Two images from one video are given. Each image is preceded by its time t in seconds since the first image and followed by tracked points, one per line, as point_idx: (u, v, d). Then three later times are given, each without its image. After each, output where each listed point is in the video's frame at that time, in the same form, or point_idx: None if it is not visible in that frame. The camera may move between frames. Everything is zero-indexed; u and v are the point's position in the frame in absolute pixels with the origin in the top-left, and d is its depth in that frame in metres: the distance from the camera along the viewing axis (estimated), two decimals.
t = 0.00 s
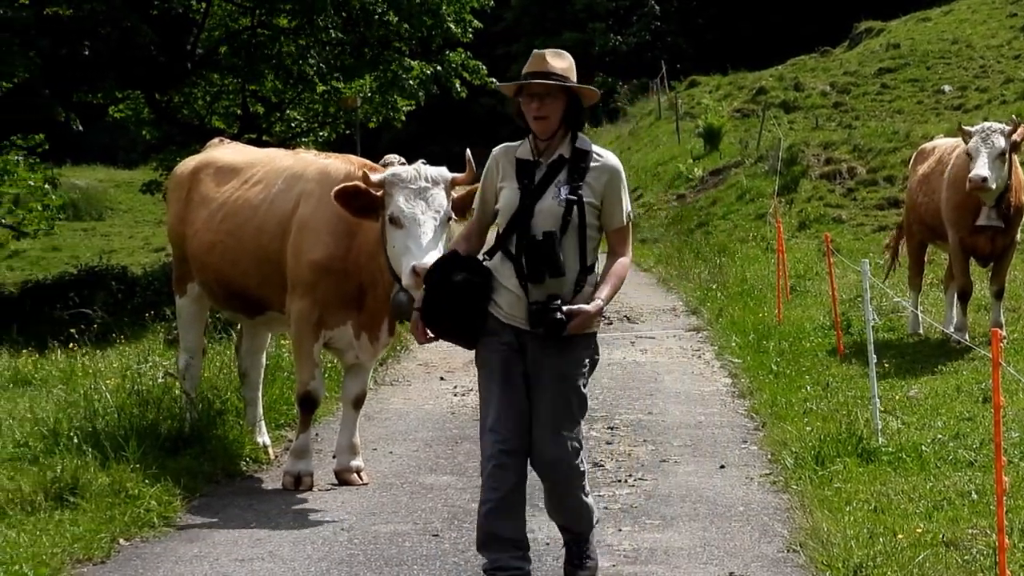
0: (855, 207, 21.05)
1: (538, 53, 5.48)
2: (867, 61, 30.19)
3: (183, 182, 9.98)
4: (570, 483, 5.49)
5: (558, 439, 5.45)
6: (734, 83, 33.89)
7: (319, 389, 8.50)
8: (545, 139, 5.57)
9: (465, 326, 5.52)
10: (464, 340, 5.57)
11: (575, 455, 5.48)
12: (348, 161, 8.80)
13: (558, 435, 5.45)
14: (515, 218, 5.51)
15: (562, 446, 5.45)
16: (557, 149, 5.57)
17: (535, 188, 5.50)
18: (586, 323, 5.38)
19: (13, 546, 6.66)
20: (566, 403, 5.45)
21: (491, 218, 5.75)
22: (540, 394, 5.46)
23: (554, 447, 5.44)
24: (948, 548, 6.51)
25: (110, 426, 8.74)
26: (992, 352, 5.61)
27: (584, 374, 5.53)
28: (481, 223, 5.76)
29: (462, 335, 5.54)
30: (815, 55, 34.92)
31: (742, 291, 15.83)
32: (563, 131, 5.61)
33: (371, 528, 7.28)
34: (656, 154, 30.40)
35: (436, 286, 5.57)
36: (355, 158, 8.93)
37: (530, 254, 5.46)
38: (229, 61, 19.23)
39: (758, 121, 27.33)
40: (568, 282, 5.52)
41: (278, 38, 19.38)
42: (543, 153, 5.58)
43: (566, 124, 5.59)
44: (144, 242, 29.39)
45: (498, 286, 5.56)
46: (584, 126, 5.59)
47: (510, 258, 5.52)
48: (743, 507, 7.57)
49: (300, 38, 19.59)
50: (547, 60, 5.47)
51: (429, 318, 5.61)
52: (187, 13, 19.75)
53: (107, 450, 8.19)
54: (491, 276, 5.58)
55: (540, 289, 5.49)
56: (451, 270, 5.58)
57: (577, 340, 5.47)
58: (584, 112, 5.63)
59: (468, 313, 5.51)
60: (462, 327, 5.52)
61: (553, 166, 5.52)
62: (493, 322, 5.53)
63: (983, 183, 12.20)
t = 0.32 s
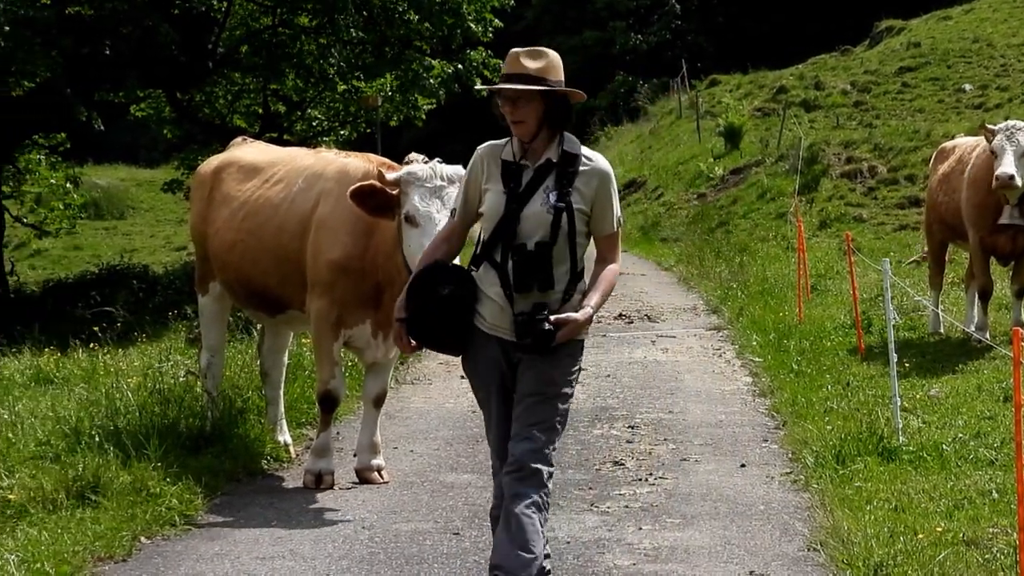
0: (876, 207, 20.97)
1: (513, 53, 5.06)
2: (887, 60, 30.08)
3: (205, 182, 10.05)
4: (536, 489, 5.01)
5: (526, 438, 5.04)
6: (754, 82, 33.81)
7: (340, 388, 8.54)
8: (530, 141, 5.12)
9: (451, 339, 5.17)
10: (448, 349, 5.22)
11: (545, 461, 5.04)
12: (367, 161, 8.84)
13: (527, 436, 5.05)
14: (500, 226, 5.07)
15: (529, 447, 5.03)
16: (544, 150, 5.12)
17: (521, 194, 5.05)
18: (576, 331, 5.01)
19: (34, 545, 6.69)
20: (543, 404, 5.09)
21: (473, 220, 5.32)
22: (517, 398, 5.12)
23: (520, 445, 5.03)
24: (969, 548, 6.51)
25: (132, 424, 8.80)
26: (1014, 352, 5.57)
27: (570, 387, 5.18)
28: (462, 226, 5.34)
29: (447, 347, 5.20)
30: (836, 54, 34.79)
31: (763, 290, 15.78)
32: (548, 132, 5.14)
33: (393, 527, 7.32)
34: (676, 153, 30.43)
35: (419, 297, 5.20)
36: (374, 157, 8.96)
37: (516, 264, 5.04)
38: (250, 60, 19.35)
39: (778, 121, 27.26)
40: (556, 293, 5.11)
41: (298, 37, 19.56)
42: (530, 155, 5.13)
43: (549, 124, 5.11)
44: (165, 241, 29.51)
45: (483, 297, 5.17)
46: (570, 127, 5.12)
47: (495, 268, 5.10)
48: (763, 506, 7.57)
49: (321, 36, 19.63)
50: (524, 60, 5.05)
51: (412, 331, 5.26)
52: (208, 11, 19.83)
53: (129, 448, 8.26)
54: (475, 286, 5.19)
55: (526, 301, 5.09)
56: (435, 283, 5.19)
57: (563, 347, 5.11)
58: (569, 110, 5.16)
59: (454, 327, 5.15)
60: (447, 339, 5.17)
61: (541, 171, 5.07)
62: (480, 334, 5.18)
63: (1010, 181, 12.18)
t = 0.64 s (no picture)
0: (894, 207, 20.93)
1: (488, 45, 4.86)
2: (906, 60, 30.01)
3: (225, 183, 10.12)
4: (533, 506, 4.84)
5: (519, 456, 4.80)
6: (773, 82, 33.79)
7: (358, 389, 8.57)
8: (515, 134, 4.90)
9: (428, 335, 4.92)
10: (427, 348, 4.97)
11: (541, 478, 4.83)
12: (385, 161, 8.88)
13: (521, 453, 4.81)
14: (484, 220, 4.84)
15: (523, 464, 4.81)
16: (532, 144, 4.89)
17: (506, 188, 4.83)
18: (561, 331, 4.73)
19: (54, 545, 6.74)
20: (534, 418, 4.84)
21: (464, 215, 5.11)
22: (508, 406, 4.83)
23: (514, 463, 4.79)
24: (987, 548, 6.51)
25: (152, 424, 8.86)
26: None
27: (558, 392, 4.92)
28: (453, 222, 5.13)
29: (424, 343, 4.93)
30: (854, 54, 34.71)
31: (781, 290, 15.79)
32: (537, 125, 4.92)
33: (411, 527, 7.37)
34: (695, 153, 30.49)
35: (398, 293, 4.97)
36: (392, 157, 9.00)
37: (499, 261, 4.81)
38: (269, 61, 19.44)
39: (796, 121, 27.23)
40: (539, 291, 4.85)
41: (318, 38, 19.47)
42: (517, 149, 4.91)
43: (537, 116, 4.89)
44: (184, 241, 29.66)
45: (466, 294, 4.94)
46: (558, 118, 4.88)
47: (478, 263, 4.87)
48: (782, 507, 7.59)
49: (340, 37, 19.66)
50: (498, 51, 4.84)
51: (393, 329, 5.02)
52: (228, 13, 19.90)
53: (147, 449, 8.32)
54: (458, 282, 4.96)
55: (508, 297, 4.84)
56: (416, 277, 4.97)
57: (547, 349, 4.85)
58: (558, 102, 4.92)
59: (433, 323, 4.91)
60: (426, 338, 4.92)
61: (528, 164, 4.83)
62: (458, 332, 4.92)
63: None
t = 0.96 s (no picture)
0: (910, 207, 20.87)
1: (439, 52, 4.94)
2: (921, 60, 29.93)
3: (242, 183, 10.16)
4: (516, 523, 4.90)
5: (494, 480, 4.89)
6: (788, 82, 33.74)
7: (374, 390, 8.61)
8: (475, 142, 4.92)
9: (387, 350, 4.92)
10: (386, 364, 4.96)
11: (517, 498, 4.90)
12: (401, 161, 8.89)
13: (495, 476, 4.89)
14: (444, 232, 4.86)
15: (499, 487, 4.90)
16: (492, 153, 4.89)
17: (467, 199, 4.84)
18: (520, 348, 4.76)
19: (70, 545, 6.78)
20: (504, 444, 4.87)
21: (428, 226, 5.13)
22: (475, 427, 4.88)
23: (490, 489, 4.89)
24: (1003, 548, 6.51)
25: (169, 423, 8.92)
26: None
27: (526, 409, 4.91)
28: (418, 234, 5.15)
29: (382, 360, 4.94)
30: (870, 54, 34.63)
31: (797, 290, 15.77)
32: (495, 133, 4.91)
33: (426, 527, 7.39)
34: (710, 153, 30.48)
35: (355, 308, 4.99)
36: (408, 156, 9.01)
37: (459, 274, 4.82)
38: (286, 61, 19.51)
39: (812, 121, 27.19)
40: (500, 308, 4.85)
41: (334, 37, 19.58)
42: (478, 158, 4.92)
43: (496, 124, 4.90)
44: (200, 241, 29.74)
45: (423, 310, 4.97)
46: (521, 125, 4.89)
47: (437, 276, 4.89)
48: (797, 507, 7.60)
49: (356, 37, 19.69)
50: (446, 57, 4.91)
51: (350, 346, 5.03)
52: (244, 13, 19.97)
53: (163, 449, 8.37)
54: (417, 297, 4.98)
55: (468, 313, 4.85)
56: (374, 289, 4.97)
57: (510, 369, 4.85)
58: (517, 109, 4.92)
59: (391, 338, 4.92)
60: (386, 356, 4.93)
61: (488, 173, 4.83)
62: (417, 349, 4.95)
63: None
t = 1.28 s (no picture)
0: (925, 207, 20.81)
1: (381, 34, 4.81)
2: (936, 60, 29.86)
3: (258, 183, 10.21)
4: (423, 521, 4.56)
5: (408, 468, 4.57)
6: (803, 82, 33.67)
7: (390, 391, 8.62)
8: (420, 129, 4.80)
9: (329, 345, 4.85)
10: (327, 359, 4.87)
11: (430, 493, 4.55)
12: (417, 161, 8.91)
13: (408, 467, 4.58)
14: (386, 221, 4.76)
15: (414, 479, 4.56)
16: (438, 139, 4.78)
17: (411, 186, 4.75)
18: (466, 341, 4.61)
19: (85, 545, 6.82)
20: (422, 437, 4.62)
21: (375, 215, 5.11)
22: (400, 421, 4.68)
23: (402, 476, 4.55)
24: (1018, 548, 6.50)
25: (184, 423, 8.96)
26: None
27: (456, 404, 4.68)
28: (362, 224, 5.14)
29: (322, 355, 4.85)
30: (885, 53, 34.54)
31: (812, 290, 15.75)
32: (442, 119, 4.81)
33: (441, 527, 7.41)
34: (725, 153, 30.50)
35: (293, 299, 4.89)
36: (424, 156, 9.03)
37: (398, 264, 4.69)
38: (301, 61, 19.56)
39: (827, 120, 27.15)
40: (442, 299, 4.73)
41: (349, 38, 19.62)
42: (424, 145, 4.82)
43: (441, 110, 4.79)
44: (215, 241, 29.84)
45: (367, 304, 4.90)
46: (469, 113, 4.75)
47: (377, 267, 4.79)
48: (812, 507, 7.61)
49: (371, 37, 19.74)
50: (387, 40, 4.78)
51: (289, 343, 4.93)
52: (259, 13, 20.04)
53: (179, 449, 8.41)
54: (360, 291, 4.93)
55: (409, 307, 4.74)
56: (314, 281, 4.89)
57: (449, 359, 4.68)
58: (463, 95, 4.81)
59: (332, 331, 4.84)
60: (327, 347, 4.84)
61: (434, 160, 4.73)
62: (360, 343, 4.88)
63: None
